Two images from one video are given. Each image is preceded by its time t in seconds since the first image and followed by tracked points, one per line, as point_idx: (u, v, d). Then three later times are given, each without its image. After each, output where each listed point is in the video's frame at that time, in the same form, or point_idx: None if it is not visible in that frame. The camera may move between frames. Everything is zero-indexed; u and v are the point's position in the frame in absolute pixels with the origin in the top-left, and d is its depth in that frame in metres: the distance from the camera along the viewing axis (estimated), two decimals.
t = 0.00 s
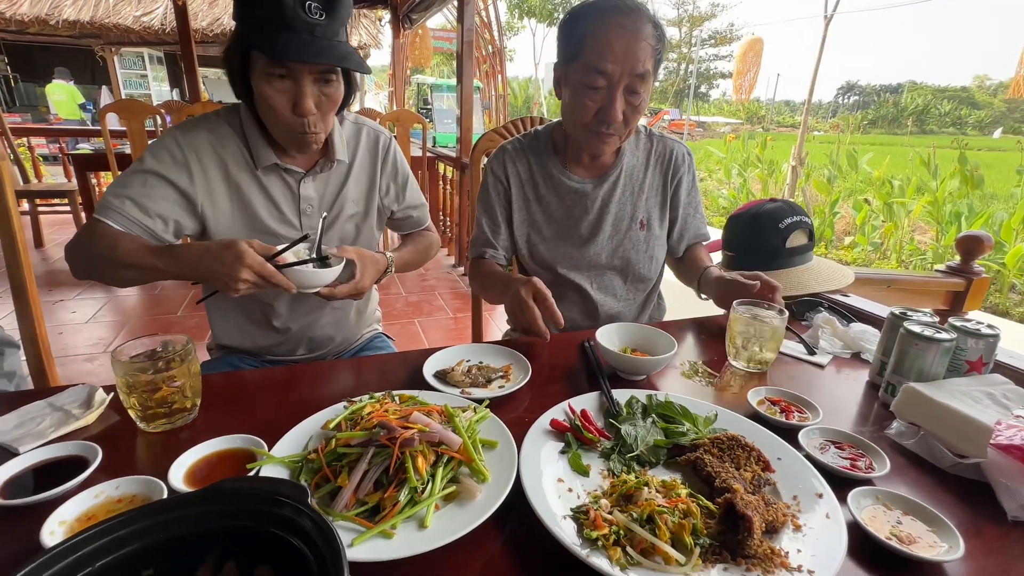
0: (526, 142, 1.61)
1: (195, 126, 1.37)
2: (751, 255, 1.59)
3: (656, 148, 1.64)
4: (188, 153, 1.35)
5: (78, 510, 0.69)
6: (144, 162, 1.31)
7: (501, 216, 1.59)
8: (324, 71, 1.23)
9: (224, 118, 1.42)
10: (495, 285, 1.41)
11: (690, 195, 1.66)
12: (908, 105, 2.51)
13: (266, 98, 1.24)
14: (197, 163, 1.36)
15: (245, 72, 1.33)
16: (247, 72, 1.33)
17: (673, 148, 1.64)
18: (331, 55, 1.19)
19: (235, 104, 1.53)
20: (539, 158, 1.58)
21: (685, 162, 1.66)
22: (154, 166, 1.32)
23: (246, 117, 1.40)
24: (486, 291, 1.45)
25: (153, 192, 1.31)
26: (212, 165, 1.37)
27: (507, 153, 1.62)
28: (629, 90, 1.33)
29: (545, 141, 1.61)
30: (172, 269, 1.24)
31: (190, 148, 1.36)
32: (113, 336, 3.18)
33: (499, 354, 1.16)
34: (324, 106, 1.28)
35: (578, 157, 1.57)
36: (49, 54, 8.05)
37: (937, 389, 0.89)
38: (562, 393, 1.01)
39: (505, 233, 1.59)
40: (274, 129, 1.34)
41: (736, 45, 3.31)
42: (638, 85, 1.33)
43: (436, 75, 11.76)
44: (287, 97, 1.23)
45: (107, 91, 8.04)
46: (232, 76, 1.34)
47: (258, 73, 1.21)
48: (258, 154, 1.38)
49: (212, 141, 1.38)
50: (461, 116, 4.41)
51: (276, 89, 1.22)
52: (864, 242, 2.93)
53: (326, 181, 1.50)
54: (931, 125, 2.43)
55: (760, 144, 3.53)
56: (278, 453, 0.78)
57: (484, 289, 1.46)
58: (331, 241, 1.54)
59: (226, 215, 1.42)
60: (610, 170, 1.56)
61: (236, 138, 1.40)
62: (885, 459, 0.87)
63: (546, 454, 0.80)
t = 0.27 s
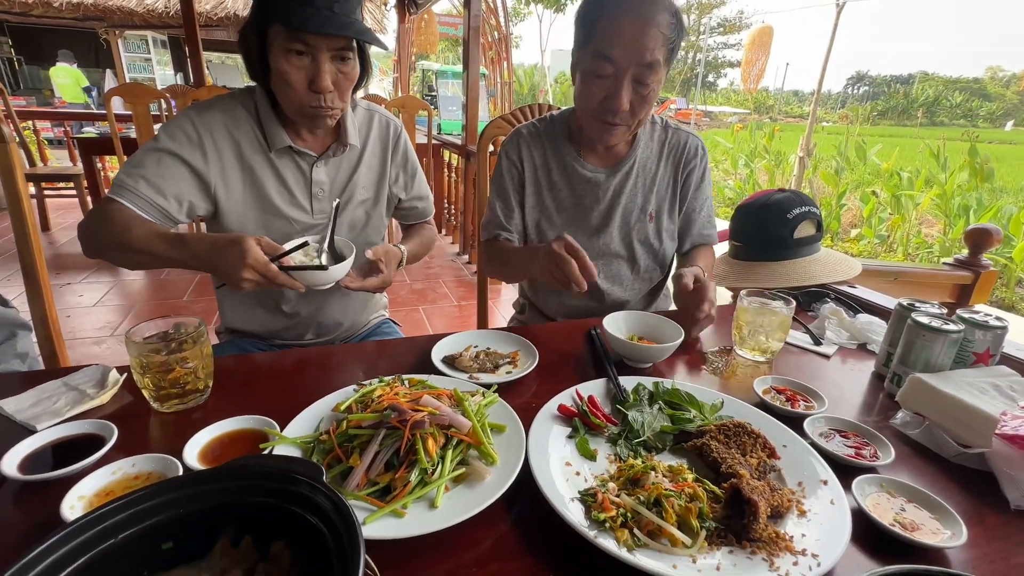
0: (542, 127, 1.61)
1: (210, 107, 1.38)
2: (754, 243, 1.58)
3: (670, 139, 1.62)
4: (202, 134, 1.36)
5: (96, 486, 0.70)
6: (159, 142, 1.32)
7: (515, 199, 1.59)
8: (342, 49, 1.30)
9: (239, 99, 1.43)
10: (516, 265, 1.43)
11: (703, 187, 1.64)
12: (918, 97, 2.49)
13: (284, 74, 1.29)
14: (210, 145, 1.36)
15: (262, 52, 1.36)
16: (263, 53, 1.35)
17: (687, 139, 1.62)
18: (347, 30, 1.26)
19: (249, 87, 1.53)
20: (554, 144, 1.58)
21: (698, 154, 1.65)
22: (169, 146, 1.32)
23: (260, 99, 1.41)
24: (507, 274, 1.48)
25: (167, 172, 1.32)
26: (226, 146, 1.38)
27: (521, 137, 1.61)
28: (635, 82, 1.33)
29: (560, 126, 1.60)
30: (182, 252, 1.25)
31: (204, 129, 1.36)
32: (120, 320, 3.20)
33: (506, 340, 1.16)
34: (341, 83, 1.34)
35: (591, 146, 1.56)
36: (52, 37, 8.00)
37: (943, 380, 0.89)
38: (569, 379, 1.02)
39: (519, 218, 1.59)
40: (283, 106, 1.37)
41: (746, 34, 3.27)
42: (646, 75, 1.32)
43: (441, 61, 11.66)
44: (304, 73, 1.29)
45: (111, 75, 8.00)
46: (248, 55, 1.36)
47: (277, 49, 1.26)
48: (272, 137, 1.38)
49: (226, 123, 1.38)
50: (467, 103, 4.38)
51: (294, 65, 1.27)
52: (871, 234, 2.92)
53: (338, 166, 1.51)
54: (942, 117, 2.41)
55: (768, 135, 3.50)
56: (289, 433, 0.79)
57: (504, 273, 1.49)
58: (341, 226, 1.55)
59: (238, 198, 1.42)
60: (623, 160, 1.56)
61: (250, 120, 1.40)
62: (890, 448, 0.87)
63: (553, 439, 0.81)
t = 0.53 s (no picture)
0: (554, 112, 1.60)
1: (222, 90, 1.38)
2: (762, 232, 1.58)
3: (687, 133, 1.58)
4: (216, 118, 1.36)
5: (110, 463, 0.73)
6: (174, 126, 1.32)
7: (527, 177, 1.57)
8: (351, 29, 1.29)
9: (249, 83, 1.43)
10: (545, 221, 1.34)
11: (721, 184, 1.58)
12: (934, 85, 2.43)
13: (293, 55, 1.29)
14: (224, 129, 1.37)
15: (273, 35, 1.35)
16: (274, 35, 1.35)
17: (706, 134, 1.58)
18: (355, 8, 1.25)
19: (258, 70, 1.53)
20: (564, 132, 1.58)
21: (718, 151, 1.59)
22: (184, 131, 1.32)
23: (271, 82, 1.41)
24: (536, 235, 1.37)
25: (183, 157, 1.32)
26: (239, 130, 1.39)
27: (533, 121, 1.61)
28: (656, 73, 1.31)
29: (573, 113, 1.59)
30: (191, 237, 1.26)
31: (217, 112, 1.36)
32: (130, 303, 3.24)
33: (511, 327, 1.17)
34: (349, 65, 1.34)
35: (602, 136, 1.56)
36: (61, 18, 7.99)
37: (946, 371, 0.89)
38: (572, 366, 1.03)
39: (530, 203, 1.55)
40: (294, 88, 1.38)
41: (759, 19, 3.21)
42: (668, 66, 1.29)
43: (449, 46, 11.55)
44: (313, 53, 1.29)
45: (119, 57, 7.99)
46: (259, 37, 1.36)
47: (286, 30, 1.26)
48: (284, 121, 1.39)
49: (238, 106, 1.39)
50: (475, 89, 4.35)
51: (303, 45, 1.28)
52: (881, 225, 2.89)
53: (347, 152, 1.51)
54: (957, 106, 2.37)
55: (779, 123, 3.46)
56: (298, 415, 0.81)
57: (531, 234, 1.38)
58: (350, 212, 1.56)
59: (250, 182, 1.44)
60: (633, 154, 1.55)
61: (262, 104, 1.41)
62: (891, 438, 0.88)
63: (555, 424, 0.82)
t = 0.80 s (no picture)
0: (574, 69, 1.37)
1: (235, 67, 1.37)
2: (776, 218, 1.55)
3: (734, 110, 1.53)
4: (230, 95, 1.36)
5: (124, 435, 0.75)
6: (189, 103, 1.31)
7: (533, 139, 1.29)
8: (359, 3, 1.28)
9: (261, 59, 1.42)
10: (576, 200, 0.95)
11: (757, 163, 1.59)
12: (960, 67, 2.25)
13: (303, 31, 1.28)
14: (238, 106, 1.37)
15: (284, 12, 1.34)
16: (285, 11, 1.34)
17: (752, 112, 1.54)
18: None
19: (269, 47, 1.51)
20: (588, 98, 1.37)
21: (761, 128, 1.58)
22: (199, 107, 1.32)
23: (283, 59, 1.40)
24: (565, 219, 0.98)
25: (200, 134, 1.31)
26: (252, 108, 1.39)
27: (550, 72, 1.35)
28: (729, 53, 1.03)
29: (599, 73, 1.37)
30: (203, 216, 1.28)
31: (231, 89, 1.36)
32: (145, 279, 3.29)
33: (518, 309, 1.17)
34: (358, 41, 1.34)
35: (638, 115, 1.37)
36: None
37: (956, 360, 0.88)
38: (578, 349, 1.03)
39: (538, 174, 1.30)
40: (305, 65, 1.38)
41: None
42: (749, 42, 1.01)
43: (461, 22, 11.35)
44: (323, 29, 1.28)
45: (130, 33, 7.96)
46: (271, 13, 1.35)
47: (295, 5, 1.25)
48: (296, 100, 1.39)
49: (251, 83, 1.38)
50: (486, 67, 4.28)
51: (312, 21, 1.27)
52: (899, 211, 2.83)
53: (358, 132, 1.51)
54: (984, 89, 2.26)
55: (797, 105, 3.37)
56: (305, 392, 0.82)
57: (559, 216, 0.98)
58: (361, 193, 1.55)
59: (263, 159, 1.45)
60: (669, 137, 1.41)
61: (274, 81, 1.40)
62: (896, 426, 0.88)
63: (559, 406, 0.82)
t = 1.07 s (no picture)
0: None
1: (242, 39, 1.33)
2: (798, 201, 1.49)
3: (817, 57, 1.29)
4: (237, 69, 1.32)
5: (129, 415, 0.73)
6: (197, 78, 1.27)
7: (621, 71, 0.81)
8: None
9: (268, 31, 1.37)
10: (623, 210, 0.56)
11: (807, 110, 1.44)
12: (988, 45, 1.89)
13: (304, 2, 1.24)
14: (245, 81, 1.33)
15: None
16: None
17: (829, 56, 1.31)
18: None
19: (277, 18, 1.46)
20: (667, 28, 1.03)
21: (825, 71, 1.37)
22: (206, 82, 1.28)
23: (290, 32, 1.35)
24: (596, 237, 0.56)
25: (209, 111, 1.28)
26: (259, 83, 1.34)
27: None
28: None
29: None
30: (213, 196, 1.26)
31: (238, 63, 1.32)
32: (156, 257, 3.29)
33: (530, 292, 1.14)
34: (364, 12, 1.28)
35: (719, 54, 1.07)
36: None
37: (991, 351, 0.84)
38: (593, 334, 1.00)
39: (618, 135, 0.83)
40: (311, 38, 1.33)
41: None
42: None
43: None
44: None
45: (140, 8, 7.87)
46: None
47: None
48: (303, 75, 1.34)
49: (257, 57, 1.34)
50: (498, 44, 4.17)
51: None
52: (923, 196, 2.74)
53: (366, 109, 1.46)
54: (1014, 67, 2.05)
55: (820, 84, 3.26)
56: (313, 374, 0.80)
57: (589, 227, 0.57)
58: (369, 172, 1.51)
59: (272, 137, 1.41)
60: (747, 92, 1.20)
61: (281, 55, 1.35)
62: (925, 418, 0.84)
63: (574, 392, 0.80)
